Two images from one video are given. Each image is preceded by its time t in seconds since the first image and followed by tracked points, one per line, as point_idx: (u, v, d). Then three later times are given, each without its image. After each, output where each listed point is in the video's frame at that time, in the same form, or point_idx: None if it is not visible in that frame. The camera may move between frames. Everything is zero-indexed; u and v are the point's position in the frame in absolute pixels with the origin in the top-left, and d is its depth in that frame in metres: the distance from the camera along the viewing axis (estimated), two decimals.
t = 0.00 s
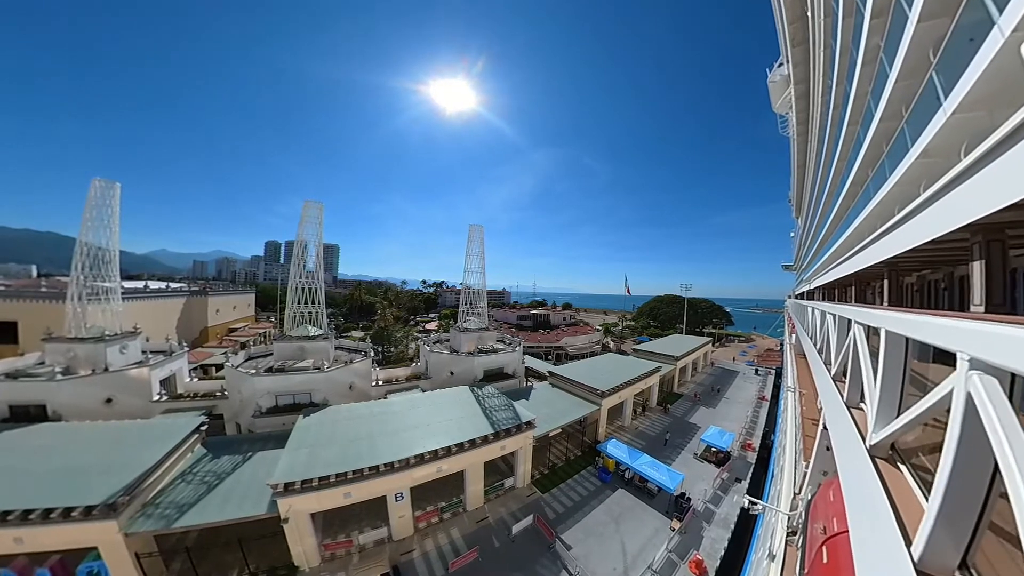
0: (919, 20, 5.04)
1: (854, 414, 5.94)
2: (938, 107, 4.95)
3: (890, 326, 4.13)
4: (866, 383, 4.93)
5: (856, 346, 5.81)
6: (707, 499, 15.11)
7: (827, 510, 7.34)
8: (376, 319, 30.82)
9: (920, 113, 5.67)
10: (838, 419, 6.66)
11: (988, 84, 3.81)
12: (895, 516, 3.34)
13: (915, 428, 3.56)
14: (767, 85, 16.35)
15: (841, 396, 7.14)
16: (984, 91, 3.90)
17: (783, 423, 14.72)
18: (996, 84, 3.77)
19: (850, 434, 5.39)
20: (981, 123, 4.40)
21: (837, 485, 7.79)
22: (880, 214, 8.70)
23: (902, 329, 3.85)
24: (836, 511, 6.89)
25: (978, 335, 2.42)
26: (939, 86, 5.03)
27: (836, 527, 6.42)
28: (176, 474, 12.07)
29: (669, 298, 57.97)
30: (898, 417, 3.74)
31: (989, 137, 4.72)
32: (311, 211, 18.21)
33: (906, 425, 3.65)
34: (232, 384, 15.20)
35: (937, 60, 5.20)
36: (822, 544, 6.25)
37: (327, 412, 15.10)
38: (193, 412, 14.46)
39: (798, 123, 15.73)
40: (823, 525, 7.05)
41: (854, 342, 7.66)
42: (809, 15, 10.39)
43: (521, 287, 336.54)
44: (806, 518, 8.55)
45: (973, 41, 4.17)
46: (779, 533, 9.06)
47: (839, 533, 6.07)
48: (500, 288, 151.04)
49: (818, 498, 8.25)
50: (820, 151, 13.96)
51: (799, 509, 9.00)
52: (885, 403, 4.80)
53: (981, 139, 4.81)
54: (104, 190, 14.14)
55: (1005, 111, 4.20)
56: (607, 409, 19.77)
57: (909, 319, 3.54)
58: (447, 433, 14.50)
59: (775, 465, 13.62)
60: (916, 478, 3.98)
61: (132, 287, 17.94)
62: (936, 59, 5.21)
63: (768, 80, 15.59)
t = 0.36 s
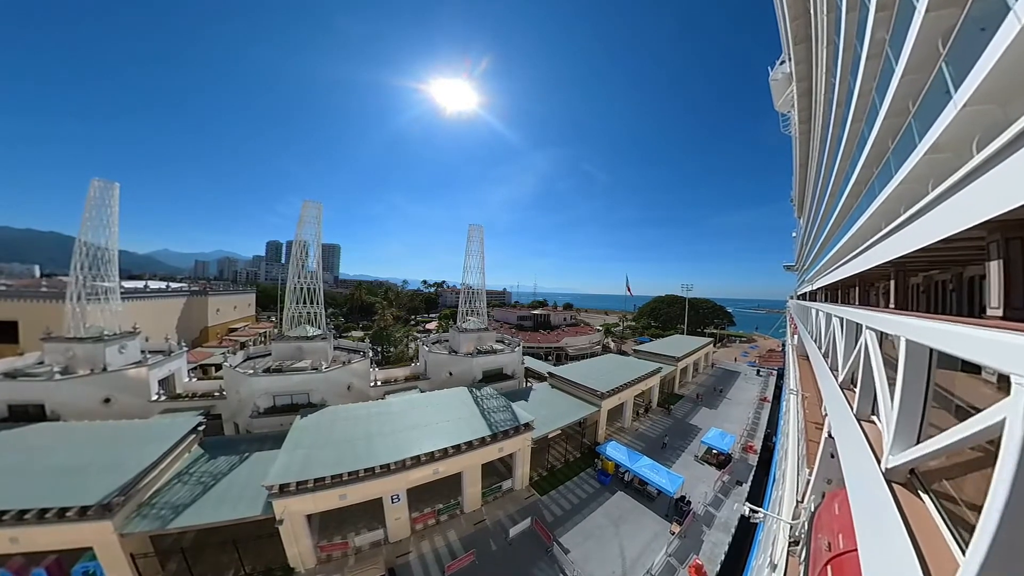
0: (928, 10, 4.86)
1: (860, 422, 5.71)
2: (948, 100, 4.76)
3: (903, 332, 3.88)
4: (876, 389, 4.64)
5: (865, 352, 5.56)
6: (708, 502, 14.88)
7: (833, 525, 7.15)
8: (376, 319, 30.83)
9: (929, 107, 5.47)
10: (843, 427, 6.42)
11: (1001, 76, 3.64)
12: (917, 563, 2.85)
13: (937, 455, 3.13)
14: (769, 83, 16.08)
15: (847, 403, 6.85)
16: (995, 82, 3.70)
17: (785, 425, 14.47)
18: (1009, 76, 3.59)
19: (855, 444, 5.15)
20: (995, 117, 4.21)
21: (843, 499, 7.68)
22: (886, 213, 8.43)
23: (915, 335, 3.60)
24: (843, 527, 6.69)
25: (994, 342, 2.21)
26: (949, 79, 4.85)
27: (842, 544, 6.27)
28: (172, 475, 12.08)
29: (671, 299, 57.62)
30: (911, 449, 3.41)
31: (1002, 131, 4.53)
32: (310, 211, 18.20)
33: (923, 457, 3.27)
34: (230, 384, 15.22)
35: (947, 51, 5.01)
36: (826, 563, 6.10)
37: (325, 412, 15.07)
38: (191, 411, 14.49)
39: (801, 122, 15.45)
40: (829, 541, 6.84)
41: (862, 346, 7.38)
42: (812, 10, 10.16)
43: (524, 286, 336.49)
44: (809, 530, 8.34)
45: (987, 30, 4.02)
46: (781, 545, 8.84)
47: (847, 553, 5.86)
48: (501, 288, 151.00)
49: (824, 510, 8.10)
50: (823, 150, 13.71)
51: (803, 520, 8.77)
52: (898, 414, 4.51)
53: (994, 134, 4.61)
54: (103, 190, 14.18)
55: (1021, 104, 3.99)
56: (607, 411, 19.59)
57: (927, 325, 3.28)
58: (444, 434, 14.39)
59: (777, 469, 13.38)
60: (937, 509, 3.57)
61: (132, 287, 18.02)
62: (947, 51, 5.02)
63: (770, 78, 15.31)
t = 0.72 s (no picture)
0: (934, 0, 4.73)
1: (868, 435, 5.43)
2: (957, 93, 4.60)
3: (925, 342, 3.60)
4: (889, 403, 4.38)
5: (877, 359, 5.31)
6: (708, 505, 14.69)
7: (835, 541, 7.07)
8: (375, 319, 30.86)
9: (936, 101, 5.30)
10: (848, 437, 6.16)
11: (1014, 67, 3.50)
12: None
13: (982, 491, 2.85)
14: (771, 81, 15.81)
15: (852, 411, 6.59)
16: (1003, 75, 3.54)
17: (785, 429, 14.25)
18: None
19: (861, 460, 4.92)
20: (1009, 110, 4.04)
21: (846, 513, 7.62)
22: (891, 212, 8.19)
23: (938, 347, 3.34)
24: (845, 544, 6.62)
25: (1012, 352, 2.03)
26: (957, 71, 4.70)
27: (845, 561, 6.17)
28: (169, 474, 12.12)
29: (672, 299, 57.30)
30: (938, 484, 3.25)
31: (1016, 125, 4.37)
32: (308, 211, 18.21)
33: (950, 492, 3.12)
34: (228, 384, 15.24)
35: (955, 41, 4.85)
36: None
37: (321, 413, 15.07)
38: (189, 411, 14.52)
39: (803, 121, 15.22)
40: (830, 557, 6.77)
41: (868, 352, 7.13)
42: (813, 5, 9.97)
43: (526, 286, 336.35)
44: (812, 540, 8.27)
45: (997, 21, 3.94)
46: (781, 553, 8.76)
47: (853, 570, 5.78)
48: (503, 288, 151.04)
49: (826, 522, 8.15)
50: (826, 149, 13.46)
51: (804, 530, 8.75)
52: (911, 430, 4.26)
53: (1007, 129, 4.45)
54: (102, 190, 14.26)
55: None
56: (607, 412, 19.42)
57: (952, 335, 3.03)
58: (441, 435, 14.35)
59: (777, 474, 13.18)
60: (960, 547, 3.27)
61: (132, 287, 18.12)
62: (954, 41, 4.88)
63: (771, 76, 15.04)
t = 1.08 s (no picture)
0: None
1: (876, 448, 5.18)
2: (967, 85, 4.44)
3: (939, 346, 3.39)
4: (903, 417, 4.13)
5: (886, 362, 5.07)
6: (708, 508, 14.48)
7: (840, 554, 6.81)
8: (376, 319, 30.90)
9: (943, 95, 5.14)
10: (852, 445, 5.97)
11: None
12: None
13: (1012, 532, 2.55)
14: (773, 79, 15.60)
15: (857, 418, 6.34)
16: (1016, 64, 3.39)
17: (788, 432, 14.01)
18: None
19: (874, 477, 4.67)
20: (1021, 101, 3.88)
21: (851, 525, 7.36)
22: (896, 211, 7.98)
23: (950, 350, 3.15)
24: (850, 558, 6.37)
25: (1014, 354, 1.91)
26: (966, 62, 4.55)
27: None
28: (167, 473, 12.17)
29: (673, 299, 56.97)
30: (958, 515, 3.02)
31: None
32: (308, 211, 18.26)
33: (970, 529, 2.91)
34: (228, 383, 15.30)
35: (965, 31, 4.70)
36: None
37: (320, 413, 15.07)
38: (189, 410, 14.60)
39: (806, 119, 15.00)
40: (835, 571, 6.52)
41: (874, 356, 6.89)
42: None
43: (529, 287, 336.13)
44: (815, 551, 8.04)
45: (1008, 10, 3.80)
46: (782, 561, 8.50)
47: None
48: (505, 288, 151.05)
49: (830, 534, 7.87)
50: (829, 147, 13.23)
51: (807, 538, 8.55)
52: (926, 444, 4.02)
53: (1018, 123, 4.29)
54: (103, 190, 14.36)
55: None
56: (607, 413, 19.25)
57: (963, 336, 2.86)
58: (440, 436, 14.29)
59: (779, 478, 12.97)
60: None
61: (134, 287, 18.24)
62: (963, 31, 4.72)
63: (773, 74, 14.84)
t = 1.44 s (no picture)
0: None
1: (890, 458, 4.89)
2: (978, 74, 4.28)
3: (953, 342, 3.20)
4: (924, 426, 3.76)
5: (899, 363, 4.79)
6: (710, 511, 14.23)
7: (845, 566, 6.46)
8: (377, 319, 30.97)
9: (952, 86, 4.96)
10: (860, 452, 5.73)
11: None
12: None
13: None
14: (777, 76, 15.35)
15: (870, 424, 5.99)
16: None
17: (792, 435, 13.72)
18: None
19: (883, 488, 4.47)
20: None
21: (858, 535, 6.99)
22: (904, 207, 7.73)
23: (964, 347, 2.96)
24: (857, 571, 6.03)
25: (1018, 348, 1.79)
26: (977, 50, 4.37)
27: None
28: (168, 471, 12.26)
29: (675, 299, 56.49)
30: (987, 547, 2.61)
31: None
32: (309, 211, 18.33)
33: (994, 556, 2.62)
34: (229, 382, 15.38)
35: (975, 19, 4.54)
36: None
37: (319, 412, 15.07)
38: (190, 409, 14.70)
39: (810, 116, 14.74)
40: None
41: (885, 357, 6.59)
42: None
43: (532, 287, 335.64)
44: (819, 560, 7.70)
45: None
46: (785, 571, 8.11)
47: None
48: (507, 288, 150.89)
49: (835, 543, 7.47)
50: (834, 144, 12.96)
51: (811, 547, 8.20)
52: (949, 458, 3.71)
53: None
54: (107, 190, 14.52)
55: None
56: (608, 414, 19.06)
57: (974, 331, 2.68)
58: (438, 436, 14.22)
59: (782, 481, 12.74)
60: None
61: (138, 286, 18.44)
62: (974, 18, 4.55)
63: (777, 71, 14.60)
